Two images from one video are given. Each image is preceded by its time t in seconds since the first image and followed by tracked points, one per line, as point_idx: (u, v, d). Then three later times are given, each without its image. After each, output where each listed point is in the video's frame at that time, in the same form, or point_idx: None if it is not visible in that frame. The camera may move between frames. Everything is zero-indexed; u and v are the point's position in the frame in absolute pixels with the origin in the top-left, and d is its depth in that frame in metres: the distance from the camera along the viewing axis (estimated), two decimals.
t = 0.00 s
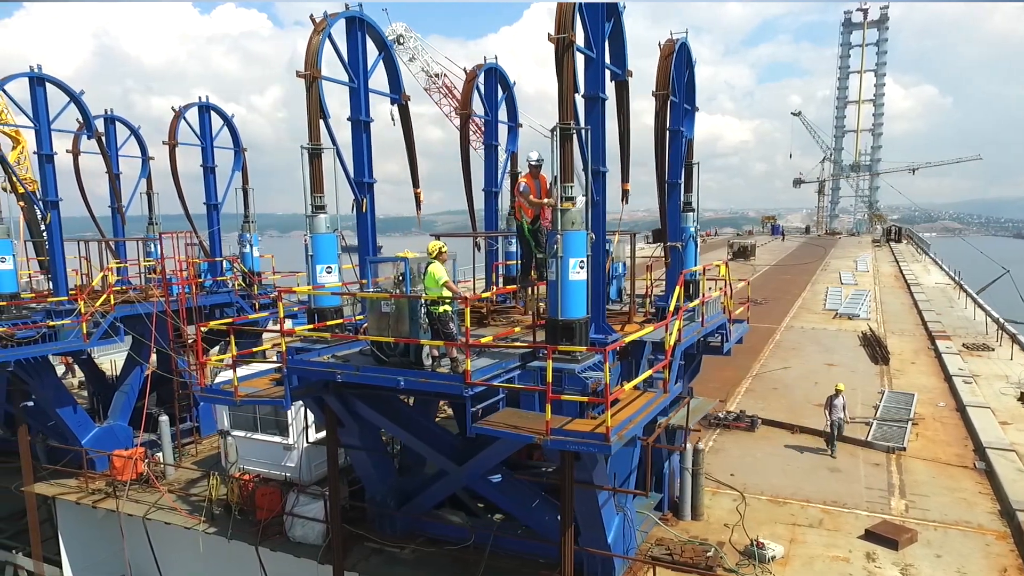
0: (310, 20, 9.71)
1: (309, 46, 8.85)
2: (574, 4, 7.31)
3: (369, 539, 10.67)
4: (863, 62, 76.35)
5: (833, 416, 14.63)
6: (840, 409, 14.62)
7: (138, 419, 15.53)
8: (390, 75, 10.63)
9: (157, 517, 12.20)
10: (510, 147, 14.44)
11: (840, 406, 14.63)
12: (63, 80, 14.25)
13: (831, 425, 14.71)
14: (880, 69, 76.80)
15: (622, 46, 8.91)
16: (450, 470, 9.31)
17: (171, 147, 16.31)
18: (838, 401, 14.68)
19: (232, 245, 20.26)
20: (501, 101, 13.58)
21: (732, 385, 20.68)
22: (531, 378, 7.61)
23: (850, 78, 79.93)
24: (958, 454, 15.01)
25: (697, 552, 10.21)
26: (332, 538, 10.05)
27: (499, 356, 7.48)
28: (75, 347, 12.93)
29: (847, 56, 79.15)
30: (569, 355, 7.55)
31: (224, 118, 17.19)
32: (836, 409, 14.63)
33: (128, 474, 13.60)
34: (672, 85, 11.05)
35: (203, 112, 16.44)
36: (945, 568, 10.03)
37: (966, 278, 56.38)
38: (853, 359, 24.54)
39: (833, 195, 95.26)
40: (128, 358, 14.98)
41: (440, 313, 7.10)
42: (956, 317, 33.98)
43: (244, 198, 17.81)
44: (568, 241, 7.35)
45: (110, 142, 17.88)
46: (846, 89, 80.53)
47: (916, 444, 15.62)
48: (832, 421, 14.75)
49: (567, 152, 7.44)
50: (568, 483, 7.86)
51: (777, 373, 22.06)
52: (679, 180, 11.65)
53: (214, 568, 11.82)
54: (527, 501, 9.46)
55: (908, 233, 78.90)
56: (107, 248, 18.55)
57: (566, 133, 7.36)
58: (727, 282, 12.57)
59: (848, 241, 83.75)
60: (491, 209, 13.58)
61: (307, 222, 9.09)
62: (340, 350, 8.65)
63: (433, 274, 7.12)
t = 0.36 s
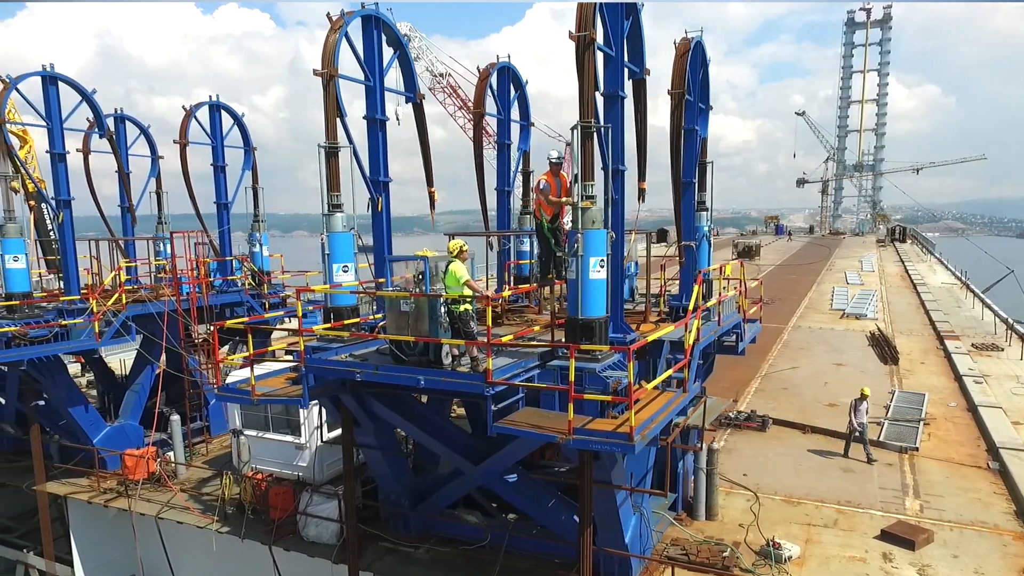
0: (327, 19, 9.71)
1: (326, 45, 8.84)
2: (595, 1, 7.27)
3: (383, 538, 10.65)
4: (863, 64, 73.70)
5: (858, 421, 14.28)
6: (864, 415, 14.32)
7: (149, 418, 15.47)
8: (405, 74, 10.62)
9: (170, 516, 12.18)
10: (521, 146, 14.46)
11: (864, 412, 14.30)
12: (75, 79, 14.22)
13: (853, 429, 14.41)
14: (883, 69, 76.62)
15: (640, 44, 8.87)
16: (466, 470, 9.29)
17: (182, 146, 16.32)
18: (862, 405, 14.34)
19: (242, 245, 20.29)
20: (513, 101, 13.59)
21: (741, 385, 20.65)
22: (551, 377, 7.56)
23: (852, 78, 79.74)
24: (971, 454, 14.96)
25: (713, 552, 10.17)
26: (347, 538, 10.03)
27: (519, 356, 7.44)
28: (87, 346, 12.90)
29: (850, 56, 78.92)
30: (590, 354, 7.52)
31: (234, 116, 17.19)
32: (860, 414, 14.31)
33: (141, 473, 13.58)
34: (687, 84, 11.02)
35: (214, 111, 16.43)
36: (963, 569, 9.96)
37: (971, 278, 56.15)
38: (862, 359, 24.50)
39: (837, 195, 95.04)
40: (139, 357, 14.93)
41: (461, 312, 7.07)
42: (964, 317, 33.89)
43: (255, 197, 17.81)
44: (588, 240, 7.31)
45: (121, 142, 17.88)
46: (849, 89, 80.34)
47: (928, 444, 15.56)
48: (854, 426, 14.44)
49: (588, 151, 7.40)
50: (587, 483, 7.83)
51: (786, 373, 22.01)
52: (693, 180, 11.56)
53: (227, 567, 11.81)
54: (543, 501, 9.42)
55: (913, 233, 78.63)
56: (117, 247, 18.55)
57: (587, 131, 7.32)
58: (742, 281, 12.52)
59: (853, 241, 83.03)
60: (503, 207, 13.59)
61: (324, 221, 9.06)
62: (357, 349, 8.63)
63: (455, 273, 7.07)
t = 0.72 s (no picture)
0: (344, 17, 9.71)
1: (344, 43, 8.86)
2: None
3: (398, 538, 10.65)
4: (868, 62, 73.06)
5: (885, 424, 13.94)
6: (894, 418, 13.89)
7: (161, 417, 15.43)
8: (421, 72, 10.61)
9: (183, 516, 12.16)
10: (534, 144, 14.51)
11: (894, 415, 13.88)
12: (87, 77, 14.20)
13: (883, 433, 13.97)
14: (886, 69, 76.40)
15: (659, 41, 8.83)
16: (483, 470, 9.28)
17: (193, 145, 16.34)
18: (891, 408, 13.97)
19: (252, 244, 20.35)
20: (526, 99, 13.63)
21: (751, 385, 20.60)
22: (572, 375, 7.52)
23: (855, 78, 79.51)
24: (985, 454, 14.90)
25: (731, 552, 10.13)
26: (363, 537, 10.01)
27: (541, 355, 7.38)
28: (100, 345, 12.85)
29: (853, 56, 78.69)
30: (611, 352, 7.50)
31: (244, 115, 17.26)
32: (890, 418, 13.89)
33: (153, 472, 13.65)
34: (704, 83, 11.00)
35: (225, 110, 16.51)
36: (982, 569, 9.88)
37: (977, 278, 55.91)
38: (871, 359, 24.44)
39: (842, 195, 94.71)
40: (150, 355, 14.85)
41: (482, 310, 7.02)
42: (973, 317, 33.79)
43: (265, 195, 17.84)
44: (611, 238, 7.28)
45: (131, 141, 17.90)
46: (852, 89, 80.14)
47: (942, 444, 15.51)
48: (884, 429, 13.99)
49: (611, 148, 7.34)
50: (608, 483, 7.80)
51: (795, 373, 21.94)
52: (708, 179, 11.53)
53: (241, 566, 11.79)
54: (561, 500, 9.39)
55: (918, 233, 78.34)
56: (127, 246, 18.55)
57: (610, 129, 7.28)
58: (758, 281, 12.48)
59: (858, 241, 82.67)
60: (516, 206, 13.60)
61: (341, 219, 9.07)
62: (375, 348, 8.62)
63: (477, 271, 7.00)
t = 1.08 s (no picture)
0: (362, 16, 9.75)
1: (364, 41, 8.89)
2: None
3: (414, 537, 10.63)
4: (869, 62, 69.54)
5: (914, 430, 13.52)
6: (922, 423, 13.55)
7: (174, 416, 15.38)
8: (439, 69, 10.63)
9: (197, 515, 12.13)
10: (548, 143, 14.69)
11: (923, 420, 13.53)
12: (100, 76, 14.16)
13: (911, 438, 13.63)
14: (889, 69, 76.22)
15: (681, 39, 8.79)
16: (502, 469, 9.26)
17: (205, 144, 16.42)
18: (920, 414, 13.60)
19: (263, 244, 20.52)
20: (541, 97, 13.93)
21: (762, 385, 20.58)
22: (596, 374, 7.49)
23: (858, 78, 79.35)
24: (1000, 454, 14.87)
25: (749, 553, 10.08)
26: (380, 537, 9.99)
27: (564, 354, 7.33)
28: (114, 344, 12.80)
29: (856, 56, 78.47)
30: (635, 351, 7.47)
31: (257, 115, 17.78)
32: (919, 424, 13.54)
33: (167, 471, 13.51)
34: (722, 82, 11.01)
35: (237, 110, 17.06)
36: (1003, 570, 9.78)
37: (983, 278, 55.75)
38: (881, 359, 24.41)
39: (845, 195, 94.55)
40: (162, 353, 14.80)
41: (507, 309, 6.96)
42: (981, 317, 33.74)
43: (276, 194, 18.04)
44: (634, 237, 7.26)
45: (143, 140, 17.93)
46: (855, 89, 79.97)
47: (955, 444, 15.48)
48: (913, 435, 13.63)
49: (635, 146, 7.31)
50: (630, 483, 7.76)
51: (805, 373, 21.88)
52: (725, 177, 11.56)
53: (256, 566, 11.77)
54: (579, 500, 9.37)
55: (923, 233, 78.12)
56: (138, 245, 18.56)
57: (634, 126, 7.25)
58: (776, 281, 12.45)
59: (862, 241, 82.34)
60: (529, 206, 13.60)
61: (360, 218, 9.06)
62: (395, 346, 8.64)
63: (501, 269, 6.94)
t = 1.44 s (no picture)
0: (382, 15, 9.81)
1: (385, 40, 8.94)
2: None
3: (431, 537, 10.61)
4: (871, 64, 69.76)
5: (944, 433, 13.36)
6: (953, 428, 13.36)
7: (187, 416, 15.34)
8: (457, 68, 10.70)
9: (212, 515, 12.08)
10: (562, 142, 14.86)
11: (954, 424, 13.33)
12: (115, 75, 14.14)
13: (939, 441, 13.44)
14: (891, 68, 76.10)
15: (703, 37, 8.80)
16: (521, 469, 9.25)
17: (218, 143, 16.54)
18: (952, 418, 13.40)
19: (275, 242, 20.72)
20: (556, 96, 14.09)
21: (773, 385, 20.56)
22: (621, 374, 7.46)
23: (860, 78, 79.23)
24: (1015, 455, 14.86)
25: (769, 553, 10.04)
26: (398, 537, 9.95)
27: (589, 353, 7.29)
28: (129, 343, 12.77)
29: (857, 56, 78.28)
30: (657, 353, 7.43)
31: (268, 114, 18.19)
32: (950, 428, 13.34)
33: (181, 471, 13.47)
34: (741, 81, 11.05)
35: (248, 108, 17.44)
36: None
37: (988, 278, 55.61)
38: (890, 359, 24.39)
39: (848, 195, 94.41)
40: (175, 352, 14.78)
41: (533, 308, 6.94)
42: (989, 317, 33.67)
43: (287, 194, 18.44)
44: (660, 236, 7.22)
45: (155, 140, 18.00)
46: (857, 89, 79.81)
47: (970, 445, 15.47)
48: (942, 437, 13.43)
49: (661, 145, 7.30)
50: (654, 483, 7.72)
51: (815, 373, 21.83)
52: (742, 176, 11.61)
53: (272, 566, 11.74)
54: (599, 500, 9.34)
55: (927, 233, 77.90)
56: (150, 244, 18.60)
57: (661, 125, 7.24)
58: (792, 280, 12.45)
59: (865, 241, 81.97)
60: (545, 206, 13.90)
61: (381, 217, 9.06)
62: (416, 345, 8.68)
63: (528, 268, 6.91)
